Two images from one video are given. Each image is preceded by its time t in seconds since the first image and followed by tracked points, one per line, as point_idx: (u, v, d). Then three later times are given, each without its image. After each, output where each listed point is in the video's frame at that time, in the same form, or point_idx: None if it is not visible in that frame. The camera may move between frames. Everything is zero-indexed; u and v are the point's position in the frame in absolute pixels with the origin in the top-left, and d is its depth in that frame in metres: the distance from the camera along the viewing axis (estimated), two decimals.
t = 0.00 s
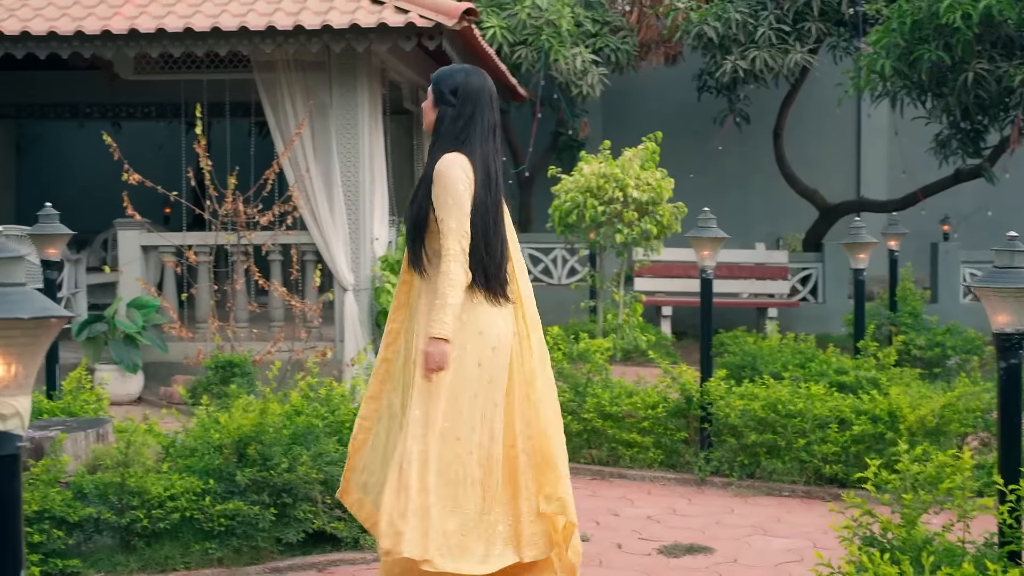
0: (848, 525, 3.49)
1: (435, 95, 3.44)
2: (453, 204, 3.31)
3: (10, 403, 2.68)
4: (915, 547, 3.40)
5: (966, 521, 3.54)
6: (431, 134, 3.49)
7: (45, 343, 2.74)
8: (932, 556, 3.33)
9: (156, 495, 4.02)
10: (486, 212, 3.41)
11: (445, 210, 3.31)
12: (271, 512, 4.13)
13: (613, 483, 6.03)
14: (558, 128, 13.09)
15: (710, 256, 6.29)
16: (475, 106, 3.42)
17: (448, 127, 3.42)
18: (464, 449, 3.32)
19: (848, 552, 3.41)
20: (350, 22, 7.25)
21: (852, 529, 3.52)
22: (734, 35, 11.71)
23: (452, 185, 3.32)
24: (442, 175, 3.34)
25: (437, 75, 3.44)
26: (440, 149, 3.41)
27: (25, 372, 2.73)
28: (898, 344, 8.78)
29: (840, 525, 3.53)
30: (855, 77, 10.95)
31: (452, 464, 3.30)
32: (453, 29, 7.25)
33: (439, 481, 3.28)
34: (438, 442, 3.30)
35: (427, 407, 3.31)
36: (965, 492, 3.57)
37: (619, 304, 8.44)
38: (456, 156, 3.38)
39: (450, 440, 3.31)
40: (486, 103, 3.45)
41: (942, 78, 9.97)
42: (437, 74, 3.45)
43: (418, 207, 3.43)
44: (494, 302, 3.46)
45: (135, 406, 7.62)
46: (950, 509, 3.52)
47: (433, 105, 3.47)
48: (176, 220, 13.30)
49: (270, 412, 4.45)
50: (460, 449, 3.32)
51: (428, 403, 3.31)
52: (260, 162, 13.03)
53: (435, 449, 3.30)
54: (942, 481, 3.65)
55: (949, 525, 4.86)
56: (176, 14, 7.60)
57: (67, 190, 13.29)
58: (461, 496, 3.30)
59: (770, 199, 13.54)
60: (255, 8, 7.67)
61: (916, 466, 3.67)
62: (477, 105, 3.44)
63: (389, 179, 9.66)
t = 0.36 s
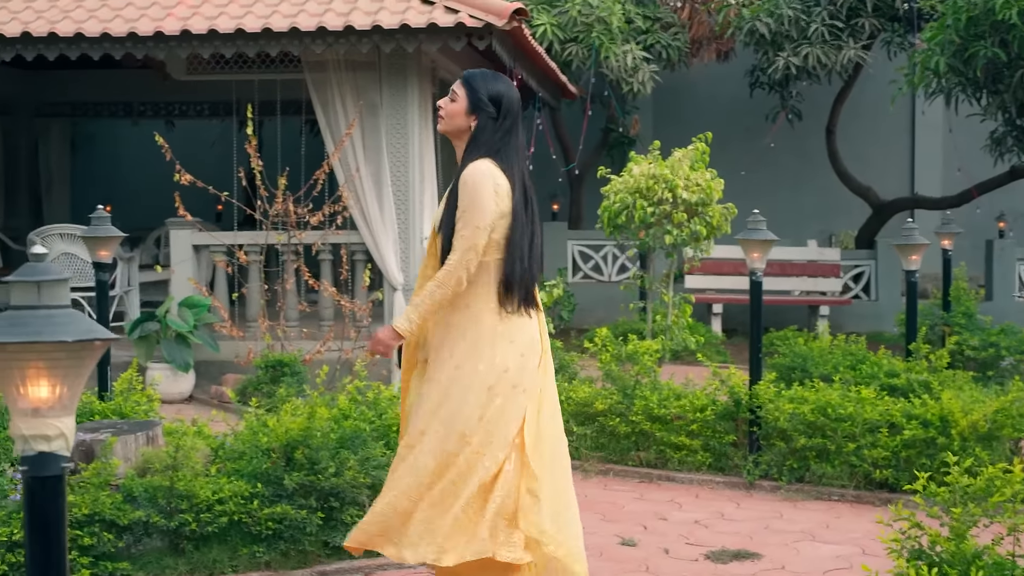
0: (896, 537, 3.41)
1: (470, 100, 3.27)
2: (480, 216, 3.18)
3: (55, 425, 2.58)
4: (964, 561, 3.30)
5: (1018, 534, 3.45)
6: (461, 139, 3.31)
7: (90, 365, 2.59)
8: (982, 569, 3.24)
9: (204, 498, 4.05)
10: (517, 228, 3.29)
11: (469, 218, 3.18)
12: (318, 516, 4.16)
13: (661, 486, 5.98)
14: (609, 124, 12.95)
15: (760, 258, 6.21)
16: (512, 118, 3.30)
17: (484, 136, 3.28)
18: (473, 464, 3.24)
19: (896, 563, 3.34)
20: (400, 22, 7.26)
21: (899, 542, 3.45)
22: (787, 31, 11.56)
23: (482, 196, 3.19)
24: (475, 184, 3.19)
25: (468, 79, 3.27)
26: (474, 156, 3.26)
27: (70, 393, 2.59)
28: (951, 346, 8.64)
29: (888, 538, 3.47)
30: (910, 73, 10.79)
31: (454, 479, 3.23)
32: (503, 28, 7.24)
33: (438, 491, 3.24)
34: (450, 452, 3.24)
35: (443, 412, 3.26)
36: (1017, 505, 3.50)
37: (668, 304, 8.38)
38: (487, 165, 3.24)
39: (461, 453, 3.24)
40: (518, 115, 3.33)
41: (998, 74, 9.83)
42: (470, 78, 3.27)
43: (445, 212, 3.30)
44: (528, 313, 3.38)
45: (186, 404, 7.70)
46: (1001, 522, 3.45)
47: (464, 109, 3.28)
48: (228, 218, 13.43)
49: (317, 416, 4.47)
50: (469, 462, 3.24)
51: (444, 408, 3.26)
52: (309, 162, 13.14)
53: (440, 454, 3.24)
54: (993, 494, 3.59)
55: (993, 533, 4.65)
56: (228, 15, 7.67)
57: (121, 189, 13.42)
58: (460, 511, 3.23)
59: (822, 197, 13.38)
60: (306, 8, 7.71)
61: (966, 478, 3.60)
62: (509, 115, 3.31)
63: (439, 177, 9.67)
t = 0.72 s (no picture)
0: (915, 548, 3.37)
1: (469, 121, 3.38)
2: (503, 236, 3.27)
3: (71, 444, 2.62)
4: (985, 571, 3.24)
5: None
6: (459, 159, 3.41)
7: (105, 384, 2.63)
8: None
9: (225, 500, 4.07)
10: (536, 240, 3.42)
11: (493, 238, 3.28)
12: (339, 518, 4.17)
13: (683, 487, 5.96)
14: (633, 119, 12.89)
15: (784, 259, 6.18)
16: (507, 142, 3.43)
17: (482, 158, 3.38)
18: (530, 480, 3.36)
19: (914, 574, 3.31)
20: (424, 20, 7.26)
21: (920, 552, 3.42)
22: (813, 27, 11.48)
23: (498, 218, 3.28)
24: (484, 205, 3.30)
25: (468, 101, 3.40)
26: (477, 177, 3.35)
27: (87, 412, 2.63)
28: (977, 344, 8.58)
29: (908, 547, 3.45)
30: (937, 69, 10.69)
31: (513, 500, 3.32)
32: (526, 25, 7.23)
33: (500, 513, 3.32)
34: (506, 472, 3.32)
35: (494, 434, 3.33)
36: None
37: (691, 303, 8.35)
38: (495, 187, 3.35)
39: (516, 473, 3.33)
40: (512, 140, 3.45)
41: None
42: (469, 101, 3.39)
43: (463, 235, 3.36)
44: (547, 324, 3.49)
45: (210, 401, 7.74)
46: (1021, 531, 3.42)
47: (462, 131, 3.39)
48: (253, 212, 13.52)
49: (337, 419, 4.49)
50: (524, 480, 3.34)
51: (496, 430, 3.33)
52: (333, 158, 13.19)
53: (499, 479, 3.32)
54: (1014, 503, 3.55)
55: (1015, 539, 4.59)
56: (252, 13, 7.69)
57: (144, 186, 13.46)
58: (524, 529, 3.34)
59: (848, 192, 13.29)
60: (330, 7, 7.73)
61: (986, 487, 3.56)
62: (504, 139, 3.44)
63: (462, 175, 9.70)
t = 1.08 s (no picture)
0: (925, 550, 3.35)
1: (475, 124, 3.40)
2: (524, 236, 3.31)
3: (77, 456, 2.62)
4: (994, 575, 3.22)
5: None
6: (469, 163, 3.44)
7: (112, 398, 2.63)
8: None
9: (237, 498, 4.09)
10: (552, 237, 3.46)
11: (515, 242, 3.31)
12: (350, 515, 4.18)
13: (695, 482, 5.95)
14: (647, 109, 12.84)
15: (796, 254, 6.16)
16: (516, 136, 3.43)
17: (492, 159, 3.40)
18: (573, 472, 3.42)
19: None
20: (436, 13, 7.24)
21: (930, 554, 3.41)
22: (828, 17, 11.42)
23: (519, 220, 3.32)
24: (501, 207, 3.33)
25: (471, 105, 3.42)
26: (491, 179, 3.38)
27: (94, 424, 2.64)
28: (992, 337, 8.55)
29: (919, 550, 3.43)
30: (953, 60, 10.61)
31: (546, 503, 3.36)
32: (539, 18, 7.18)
33: (542, 513, 3.36)
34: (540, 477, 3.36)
35: (536, 434, 3.36)
36: None
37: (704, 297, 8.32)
38: (514, 187, 3.39)
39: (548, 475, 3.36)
40: (522, 134, 3.46)
41: None
42: (472, 104, 3.42)
43: (484, 239, 3.37)
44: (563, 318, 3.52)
45: (223, 394, 7.77)
46: None
47: (469, 135, 3.41)
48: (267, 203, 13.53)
49: (349, 416, 4.51)
50: (556, 481, 3.38)
51: (529, 433, 3.36)
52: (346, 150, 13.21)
53: (530, 480, 3.35)
54: None
55: None
56: (265, 7, 7.69)
57: (157, 176, 13.49)
58: (555, 531, 3.38)
59: (864, 183, 13.21)
60: None
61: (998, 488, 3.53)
62: (513, 135, 3.44)
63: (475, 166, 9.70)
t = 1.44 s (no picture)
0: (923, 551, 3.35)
1: (512, 121, 3.39)
2: (571, 228, 3.34)
3: (71, 467, 2.63)
4: None
5: None
6: (512, 157, 3.43)
7: (106, 408, 2.63)
8: None
9: (236, 495, 4.10)
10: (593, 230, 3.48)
11: (562, 234, 3.33)
12: (349, 511, 4.19)
13: (695, 476, 5.96)
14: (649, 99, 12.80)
15: (797, 248, 6.15)
16: (557, 126, 3.43)
17: (533, 152, 3.39)
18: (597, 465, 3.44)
19: None
20: (437, 5, 7.22)
21: (928, 554, 3.41)
22: (830, 7, 11.40)
23: (567, 211, 3.35)
24: (552, 200, 3.35)
25: (506, 102, 3.40)
26: (537, 172, 3.38)
27: (87, 434, 2.64)
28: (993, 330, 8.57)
29: (916, 550, 3.43)
30: (955, 51, 10.59)
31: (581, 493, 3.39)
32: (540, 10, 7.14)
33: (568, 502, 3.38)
34: (575, 467, 3.38)
35: (565, 425, 3.38)
36: None
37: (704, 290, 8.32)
38: (560, 179, 3.40)
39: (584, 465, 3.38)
40: (560, 123, 3.44)
41: None
42: (507, 101, 3.40)
43: (529, 228, 3.37)
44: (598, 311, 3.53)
45: (224, 385, 7.74)
46: None
47: (508, 131, 3.41)
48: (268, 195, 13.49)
49: (348, 412, 4.51)
50: (591, 472, 3.40)
51: (567, 422, 3.38)
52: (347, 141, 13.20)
53: (565, 471, 3.37)
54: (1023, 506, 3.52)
55: None
56: None
57: (160, 167, 13.45)
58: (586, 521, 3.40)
59: (867, 173, 13.18)
60: None
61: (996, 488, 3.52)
62: (551, 125, 3.43)
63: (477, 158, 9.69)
